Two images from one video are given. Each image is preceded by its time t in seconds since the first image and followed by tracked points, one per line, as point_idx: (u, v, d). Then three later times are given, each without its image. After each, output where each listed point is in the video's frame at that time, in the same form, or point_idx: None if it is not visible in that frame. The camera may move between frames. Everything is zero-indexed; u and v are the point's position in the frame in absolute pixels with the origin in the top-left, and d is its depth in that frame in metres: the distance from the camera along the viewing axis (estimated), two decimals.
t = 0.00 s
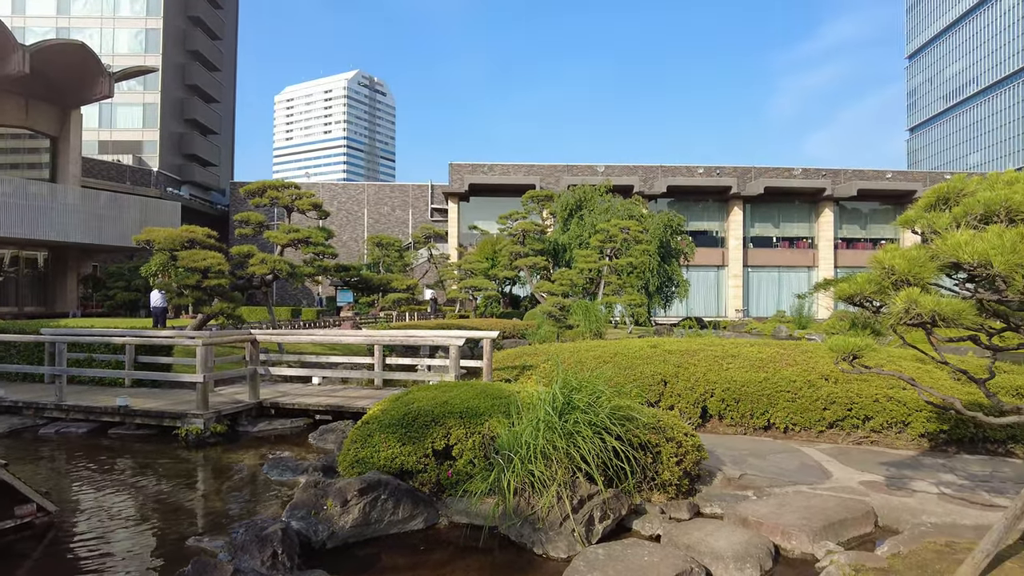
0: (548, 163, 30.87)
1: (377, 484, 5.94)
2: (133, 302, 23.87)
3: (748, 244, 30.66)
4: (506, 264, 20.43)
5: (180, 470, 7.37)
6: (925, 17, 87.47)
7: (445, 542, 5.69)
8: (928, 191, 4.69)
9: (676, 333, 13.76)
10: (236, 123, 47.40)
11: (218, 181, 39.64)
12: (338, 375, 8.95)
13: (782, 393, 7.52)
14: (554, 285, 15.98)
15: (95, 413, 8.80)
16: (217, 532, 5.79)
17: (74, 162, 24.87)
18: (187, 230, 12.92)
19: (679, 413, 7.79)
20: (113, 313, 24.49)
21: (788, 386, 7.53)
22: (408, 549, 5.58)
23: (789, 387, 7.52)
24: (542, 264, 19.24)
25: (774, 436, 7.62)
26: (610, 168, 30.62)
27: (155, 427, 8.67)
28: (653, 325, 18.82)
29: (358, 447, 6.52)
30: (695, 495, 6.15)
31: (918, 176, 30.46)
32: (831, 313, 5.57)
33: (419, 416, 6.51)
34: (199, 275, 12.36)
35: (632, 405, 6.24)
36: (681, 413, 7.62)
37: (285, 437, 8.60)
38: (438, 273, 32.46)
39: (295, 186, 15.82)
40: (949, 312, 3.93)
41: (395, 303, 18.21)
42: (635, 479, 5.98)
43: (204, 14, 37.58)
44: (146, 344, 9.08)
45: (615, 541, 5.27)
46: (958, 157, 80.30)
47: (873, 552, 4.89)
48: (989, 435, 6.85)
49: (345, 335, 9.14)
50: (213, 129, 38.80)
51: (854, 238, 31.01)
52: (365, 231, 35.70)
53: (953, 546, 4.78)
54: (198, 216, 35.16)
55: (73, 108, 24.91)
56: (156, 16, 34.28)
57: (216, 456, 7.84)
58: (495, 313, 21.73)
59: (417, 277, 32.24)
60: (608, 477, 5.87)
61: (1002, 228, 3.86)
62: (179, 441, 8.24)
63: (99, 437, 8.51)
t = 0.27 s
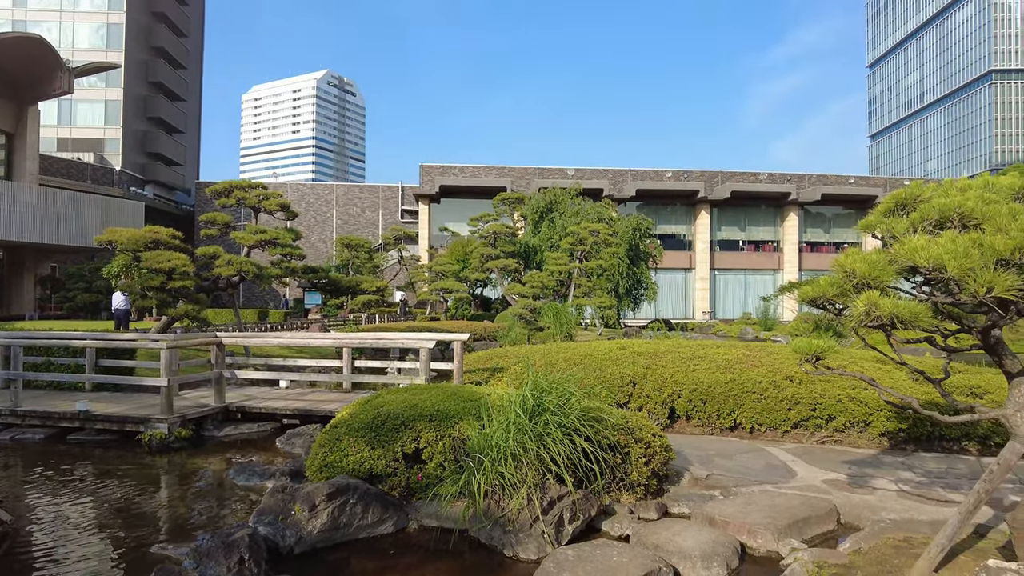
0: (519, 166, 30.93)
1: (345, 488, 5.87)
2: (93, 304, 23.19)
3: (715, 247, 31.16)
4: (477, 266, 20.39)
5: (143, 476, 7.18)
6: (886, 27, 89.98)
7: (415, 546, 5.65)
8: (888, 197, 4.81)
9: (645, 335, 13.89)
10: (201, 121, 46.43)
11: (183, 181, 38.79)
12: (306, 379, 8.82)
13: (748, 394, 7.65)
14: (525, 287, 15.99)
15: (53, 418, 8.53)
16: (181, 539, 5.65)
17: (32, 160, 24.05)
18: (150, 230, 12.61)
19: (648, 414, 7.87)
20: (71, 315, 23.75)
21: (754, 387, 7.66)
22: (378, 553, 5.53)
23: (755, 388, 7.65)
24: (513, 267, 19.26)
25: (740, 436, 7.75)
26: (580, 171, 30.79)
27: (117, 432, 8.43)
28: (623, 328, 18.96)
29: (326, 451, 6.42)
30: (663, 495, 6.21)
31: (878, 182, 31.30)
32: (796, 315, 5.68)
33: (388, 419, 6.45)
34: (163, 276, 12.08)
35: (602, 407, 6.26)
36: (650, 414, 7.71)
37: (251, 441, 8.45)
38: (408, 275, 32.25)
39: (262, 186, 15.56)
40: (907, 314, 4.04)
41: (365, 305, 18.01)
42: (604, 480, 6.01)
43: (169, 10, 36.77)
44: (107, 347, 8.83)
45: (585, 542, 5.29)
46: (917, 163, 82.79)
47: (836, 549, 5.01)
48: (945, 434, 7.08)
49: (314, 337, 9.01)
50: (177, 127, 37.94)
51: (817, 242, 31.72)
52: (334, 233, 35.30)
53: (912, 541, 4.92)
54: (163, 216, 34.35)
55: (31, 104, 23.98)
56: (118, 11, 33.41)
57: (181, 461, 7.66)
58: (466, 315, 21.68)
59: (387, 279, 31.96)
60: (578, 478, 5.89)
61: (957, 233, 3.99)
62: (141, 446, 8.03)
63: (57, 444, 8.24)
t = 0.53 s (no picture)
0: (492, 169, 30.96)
1: (316, 494, 5.80)
2: (54, 307, 22.56)
3: (684, 251, 31.58)
4: (450, 269, 20.33)
5: (107, 484, 7.01)
6: (851, 36, 92.22)
7: (386, 552, 5.60)
8: (850, 205, 4.93)
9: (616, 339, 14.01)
10: (167, 121, 45.47)
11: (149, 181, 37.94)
12: (275, 384, 8.71)
13: (716, 397, 7.77)
14: (498, 290, 16.00)
15: (11, 426, 8.28)
16: (146, 549, 5.53)
17: None
18: (115, 233, 12.34)
19: (618, 417, 7.96)
20: (30, 319, 23.05)
21: (722, 390, 7.79)
22: (349, 559, 5.47)
23: (723, 391, 7.78)
24: (485, 270, 19.27)
25: (708, 438, 7.88)
26: (553, 175, 30.91)
27: (79, 440, 8.22)
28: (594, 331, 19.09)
29: (296, 458, 6.34)
30: (633, 498, 6.28)
31: (843, 188, 32.07)
32: (762, 320, 5.79)
33: (359, 425, 6.39)
34: (128, 279, 11.83)
35: (573, 410, 6.29)
36: (620, 417, 7.81)
37: (219, 447, 8.32)
38: (379, 278, 32.03)
39: (230, 188, 15.33)
40: (868, 320, 4.15)
41: (335, 309, 17.89)
42: (575, 483, 6.04)
43: (134, 6, 35.96)
44: (70, 352, 8.60)
45: (556, 545, 5.31)
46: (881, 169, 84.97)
47: (801, 548, 5.12)
48: (906, 434, 7.29)
49: (284, 341, 8.90)
50: (143, 126, 37.11)
51: (785, 246, 32.34)
52: (304, 235, 34.91)
53: (873, 540, 5.06)
54: (127, 217, 33.56)
55: None
56: (81, 7, 32.56)
57: (147, 469, 7.50)
58: (438, 319, 21.61)
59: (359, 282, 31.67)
60: (549, 482, 5.90)
61: (914, 241, 4.11)
62: (105, 454, 7.84)
63: (16, 452, 8.00)
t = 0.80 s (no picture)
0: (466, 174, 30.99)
1: (285, 501, 5.73)
2: (13, 312, 21.89)
3: (655, 257, 31.98)
4: (422, 273, 20.27)
5: (68, 493, 6.82)
6: (817, 48, 94.61)
7: (357, 558, 5.54)
8: (813, 213, 5.05)
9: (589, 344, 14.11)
10: (132, 121, 44.47)
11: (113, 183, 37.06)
12: (244, 389, 8.56)
13: (685, 400, 7.88)
14: (471, 295, 16.01)
15: None
16: (109, 558, 5.39)
17: None
18: (78, 236, 12.04)
19: (589, 420, 8.02)
20: None
21: (691, 394, 7.90)
22: (319, 565, 5.40)
23: (691, 395, 7.89)
24: (458, 275, 19.26)
25: (677, 441, 7.99)
26: (526, 181, 31.00)
27: (39, 448, 7.98)
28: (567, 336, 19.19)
29: (265, 464, 6.25)
30: (604, 501, 6.33)
31: (809, 196, 32.85)
32: (730, 324, 5.88)
33: (329, 431, 6.33)
34: (92, 283, 11.55)
35: (544, 414, 6.30)
36: (591, 420, 7.87)
37: (187, 454, 8.17)
38: (350, 282, 31.72)
39: (199, 191, 15.08)
40: (831, 324, 4.25)
41: (305, 313, 18.12)
42: (546, 487, 6.06)
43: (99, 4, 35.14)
44: (29, 357, 8.34)
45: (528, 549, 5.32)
46: (846, 178, 87.17)
47: (768, 548, 5.22)
48: (869, 436, 7.49)
49: (253, 346, 8.76)
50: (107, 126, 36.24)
51: (753, 252, 32.95)
52: (273, 239, 34.46)
53: (837, 539, 5.19)
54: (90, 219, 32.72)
55: None
56: (44, 4, 31.70)
57: (110, 477, 7.31)
58: (411, 324, 21.52)
59: (329, 287, 31.33)
60: (521, 486, 5.91)
61: (874, 248, 4.22)
62: (66, 462, 7.63)
63: None
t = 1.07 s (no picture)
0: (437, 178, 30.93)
1: (251, 507, 5.63)
2: None
3: (624, 261, 32.33)
4: (393, 277, 20.19)
5: (23, 502, 6.60)
6: (783, 58, 96.83)
7: (323, 564, 5.47)
8: (777, 218, 5.15)
9: (560, 347, 14.18)
10: (94, 120, 43.34)
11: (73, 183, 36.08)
12: (210, 394, 8.41)
13: (653, 403, 7.98)
14: (442, 299, 16.00)
15: None
16: (66, 568, 5.22)
17: None
18: (36, 237, 11.69)
19: (559, 423, 8.06)
20: None
21: (659, 396, 8.00)
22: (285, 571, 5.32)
23: (660, 397, 7.98)
24: (429, 278, 19.21)
25: (646, 443, 8.07)
26: (497, 185, 31.03)
27: None
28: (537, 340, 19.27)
29: (231, 469, 6.14)
30: (573, 503, 6.37)
31: (774, 203, 33.57)
32: (696, 328, 5.98)
33: (297, 436, 6.24)
34: (50, 286, 11.23)
35: (514, 417, 6.31)
36: (561, 423, 7.91)
37: (149, 460, 7.99)
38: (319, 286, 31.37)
39: (164, 193, 14.78)
40: (793, 327, 4.35)
41: (273, 317, 18.36)
42: (516, 490, 6.07)
43: None
44: None
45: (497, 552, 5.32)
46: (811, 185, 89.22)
47: (733, 548, 5.31)
48: (831, 437, 7.67)
49: (219, 350, 8.62)
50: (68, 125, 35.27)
51: (721, 257, 33.51)
52: (240, 242, 33.91)
53: (800, 538, 5.30)
54: (49, 220, 31.77)
55: None
56: None
57: (68, 484, 7.10)
58: (380, 328, 21.38)
59: (298, 290, 30.93)
60: (490, 489, 5.90)
61: (834, 253, 4.33)
62: (22, 469, 7.39)
63: None
